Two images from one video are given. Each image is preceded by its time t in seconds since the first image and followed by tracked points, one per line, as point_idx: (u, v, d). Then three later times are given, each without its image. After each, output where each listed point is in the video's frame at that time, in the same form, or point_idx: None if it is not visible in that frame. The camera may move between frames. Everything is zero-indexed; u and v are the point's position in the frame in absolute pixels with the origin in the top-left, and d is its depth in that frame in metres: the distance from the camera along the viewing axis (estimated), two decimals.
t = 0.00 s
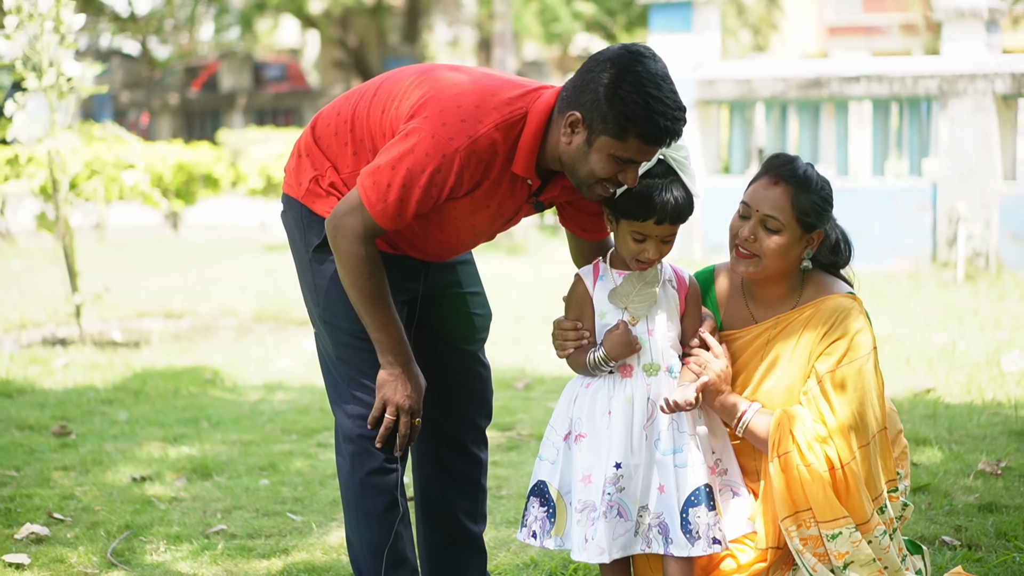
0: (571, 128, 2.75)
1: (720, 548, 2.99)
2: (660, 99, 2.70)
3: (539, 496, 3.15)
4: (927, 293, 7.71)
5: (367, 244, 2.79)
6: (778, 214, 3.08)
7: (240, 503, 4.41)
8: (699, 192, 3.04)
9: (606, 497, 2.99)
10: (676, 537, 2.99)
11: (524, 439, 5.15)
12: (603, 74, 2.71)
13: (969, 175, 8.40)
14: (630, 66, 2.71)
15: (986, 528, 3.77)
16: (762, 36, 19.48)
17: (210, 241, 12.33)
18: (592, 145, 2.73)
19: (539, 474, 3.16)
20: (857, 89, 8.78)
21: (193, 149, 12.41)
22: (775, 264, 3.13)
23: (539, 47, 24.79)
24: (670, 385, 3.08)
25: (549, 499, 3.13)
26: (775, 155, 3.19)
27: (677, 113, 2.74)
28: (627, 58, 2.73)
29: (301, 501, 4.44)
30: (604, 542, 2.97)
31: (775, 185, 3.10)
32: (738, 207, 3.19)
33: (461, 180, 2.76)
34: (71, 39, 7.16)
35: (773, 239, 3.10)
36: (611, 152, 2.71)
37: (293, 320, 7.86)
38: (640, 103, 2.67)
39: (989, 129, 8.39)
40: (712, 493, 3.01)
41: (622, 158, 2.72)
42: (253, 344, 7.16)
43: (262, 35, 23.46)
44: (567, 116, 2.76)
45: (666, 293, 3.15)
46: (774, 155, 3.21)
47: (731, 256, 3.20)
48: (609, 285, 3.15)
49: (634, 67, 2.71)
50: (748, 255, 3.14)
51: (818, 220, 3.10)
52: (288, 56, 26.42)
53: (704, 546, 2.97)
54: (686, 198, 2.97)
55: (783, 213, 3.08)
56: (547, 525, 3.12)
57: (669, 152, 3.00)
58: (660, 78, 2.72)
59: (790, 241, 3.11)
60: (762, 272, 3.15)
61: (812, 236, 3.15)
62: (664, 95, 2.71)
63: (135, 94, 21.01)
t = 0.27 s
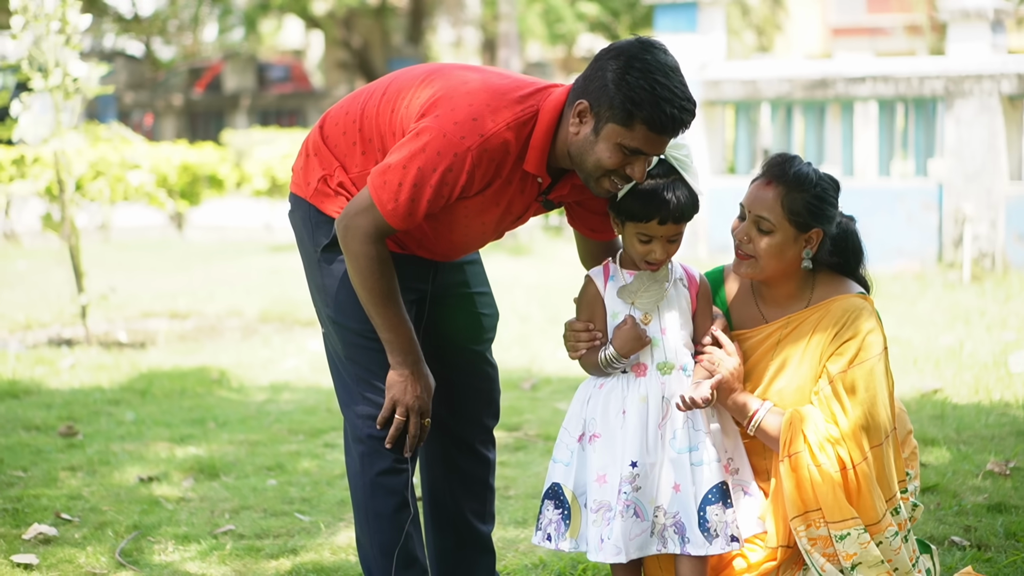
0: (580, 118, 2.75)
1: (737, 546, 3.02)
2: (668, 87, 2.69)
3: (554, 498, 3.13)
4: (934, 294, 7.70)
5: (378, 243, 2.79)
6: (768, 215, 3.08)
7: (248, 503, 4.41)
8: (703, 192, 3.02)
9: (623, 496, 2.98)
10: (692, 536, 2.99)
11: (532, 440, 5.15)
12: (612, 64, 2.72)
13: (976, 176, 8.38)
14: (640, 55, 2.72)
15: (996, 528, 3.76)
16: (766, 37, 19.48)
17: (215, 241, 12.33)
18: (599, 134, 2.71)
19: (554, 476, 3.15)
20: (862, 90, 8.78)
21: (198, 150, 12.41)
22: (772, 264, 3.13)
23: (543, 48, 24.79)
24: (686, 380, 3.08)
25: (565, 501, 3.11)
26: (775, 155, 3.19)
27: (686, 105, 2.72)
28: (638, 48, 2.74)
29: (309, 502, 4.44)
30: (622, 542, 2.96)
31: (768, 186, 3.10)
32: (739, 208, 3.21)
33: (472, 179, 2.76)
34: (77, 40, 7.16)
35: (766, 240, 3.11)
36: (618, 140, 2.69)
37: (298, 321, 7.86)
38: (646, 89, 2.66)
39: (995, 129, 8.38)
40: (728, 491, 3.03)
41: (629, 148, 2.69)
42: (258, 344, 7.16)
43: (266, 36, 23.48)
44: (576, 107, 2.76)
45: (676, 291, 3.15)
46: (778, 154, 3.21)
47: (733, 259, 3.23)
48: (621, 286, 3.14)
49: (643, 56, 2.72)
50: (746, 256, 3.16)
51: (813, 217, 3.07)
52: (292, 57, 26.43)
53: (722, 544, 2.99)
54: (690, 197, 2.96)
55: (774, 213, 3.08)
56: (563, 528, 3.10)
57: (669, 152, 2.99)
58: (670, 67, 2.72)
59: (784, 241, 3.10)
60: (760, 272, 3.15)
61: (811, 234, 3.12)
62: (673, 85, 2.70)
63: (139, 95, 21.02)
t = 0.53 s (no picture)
0: (590, 112, 2.75)
1: (746, 547, 3.00)
2: (678, 80, 2.68)
3: (562, 496, 3.14)
4: (939, 293, 7.69)
5: (390, 243, 2.79)
6: (780, 214, 3.08)
7: (257, 503, 4.41)
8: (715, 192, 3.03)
9: (633, 496, 2.98)
10: (702, 537, 2.98)
11: (539, 440, 5.15)
12: (623, 57, 2.72)
13: (981, 175, 8.36)
14: (650, 49, 2.72)
15: (1005, 528, 3.76)
16: (769, 37, 19.50)
17: (218, 241, 12.33)
18: (609, 128, 2.71)
19: (562, 475, 3.15)
20: (868, 89, 8.76)
21: (201, 150, 12.41)
22: (785, 265, 3.13)
23: (546, 48, 24.80)
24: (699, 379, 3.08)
25: (573, 499, 3.12)
26: (788, 155, 3.19)
27: (696, 99, 2.71)
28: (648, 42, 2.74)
29: (317, 502, 4.44)
30: (631, 542, 2.96)
31: (781, 186, 3.10)
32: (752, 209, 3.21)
33: (485, 178, 2.76)
34: (83, 40, 7.17)
35: (779, 240, 3.11)
36: (628, 134, 2.68)
37: (304, 321, 7.86)
38: (656, 82, 2.66)
39: (1000, 129, 8.38)
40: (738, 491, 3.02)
41: (638, 142, 2.69)
42: (264, 344, 7.16)
43: (268, 36, 23.49)
44: (586, 101, 2.77)
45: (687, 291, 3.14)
46: (790, 154, 3.20)
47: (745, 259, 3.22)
48: (632, 285, 3.14)
49: (654, 49, 2.72)
50: (758, 258, 3.16)
51: (825, 217, 3.08)
52: (294, 57, 26.41)
53: (731, 545, 2.97)
54: (703, 199, 2.97)
55: (786, 214, 3.08)
56: (570, 526, 3.11)
57: (681, 152, 2.97)
58: (680, 61, 2.72)
59: (797, 241, 3.10)
60: (772, 273, 3.15)
61: (823, 234, 3.12)
62: (683, 79, 2.69)
63: (142, 95, 21.03)
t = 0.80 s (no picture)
0: (596, 108, 2.76)
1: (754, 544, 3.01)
2: (683, 76, 2.69)
3: (570, 497, 3.15)
4: (939, 291, 7.71)
5: (397, 243, 2.79)
6: (783, 212, 3.09)
7: (261, 501, 4.42)
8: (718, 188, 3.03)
9: (642, 494, 2.98)
10: (710, 534, 3.00)
11: (542, 437, 5.16)
12: (627, 54, 2.74)
13: (981, 174, 8.36)
14: (655, 44, 2.73)
15: (1009, 527, 3.77)
16: (767, 35, 19.52)
17: (218, 239, 12.33)
18: (614, 123, 2.71)
19: (570, 475, 3.16)
20: (868, 88, 8.73)
21: (201, 147, 12.41)
22: (789, 263, 3.14)
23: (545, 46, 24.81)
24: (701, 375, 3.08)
25: (581, 499, 3.13)
26: (787, 153, 3.20)
27: (701, 95, 2.72)
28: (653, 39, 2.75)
29: (321, 500, 4.44)
30: (641, 540, 2.96)
31: (783, 185, 3.10)
32: (754, 208, 3.21)
33: (492, 175, 2.76)
34: (84, 38, 7.16)
35: (783, 238, 3.11)
36: (633, 129, 2.69)
37: (305, 319, 7.86)
38: (661, 77, 2.67)
39: (1001, 128, 8.38)
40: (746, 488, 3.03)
41: (643, 137, 2.69)
42: (266, 342, 7.16)
43: (266, 34, 23.48)
44: (591, 99, 2.78)
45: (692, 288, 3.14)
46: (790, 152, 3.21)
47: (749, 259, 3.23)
48: (637, 284, 3.15)
49: (659, 45, 2.73)
50: (762, 258, 3.16)
51: (827, 213, 3.08)
52: (292, 54, 26.38)
53: (738, 541, 2.98)
54: (706, 194, 2.97)
55: (791, 212, 3.08)
56: (579, 526, 3.12)
57: (682, 149, 2.98)
58: (684, 57, 2.73)
59: (801, 239, 3.11)
60: (777, 272, 3.15)
61: (826, 231, 3.13)
62: (688, 75, 2.70)
63: (141, 93, 21.01)
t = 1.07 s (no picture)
0: (605, 130, 2.73)
1: (765, 538, 3.04)
2: (697, 104, 2.68)
3: (579, 496, 3.16)
4: (937, 288, 7.71)
5: (395, 239, 2.79)
6: (791, 202, 3.10)
7: (261, 499, 4.41)
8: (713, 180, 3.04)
9: (657, 491, 2.98)
10: (721, 529, 3.02)
11: (541, 435, 5.16)
12: (638, 80, 2.68)
13: (979, 171, 8.37)
14: (669, 65, 2.69)
15: (1009, 523, 3.78)
16: (764, 33, 19.50)
17: (215, 237, 12.31)
18: (627, 148, 2.71)
19: (578, 475, 3.16)
20: (865, 85, 8.78)
21: (198, 145, 12.39)
22: (797, 253, 3.14)
23: (542, 43, 24.80)
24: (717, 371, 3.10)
25: (591, 498, 3.13)
26: (777, 147, 3.22)
27: (712, 116, 2.72)
28: (661, 60, 2.70)
29: (321, 497, 4.44)
30: (655, 537, 2.96)
31: (783, 175, 3.12)
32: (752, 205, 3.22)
33: (491, 175, 2.76)
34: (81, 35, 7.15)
35: (790, 228, 3.12)
36: (647, 155, 2.71)
37: (303, 316, 7.85)
38: (678, 109, 2.65)
39: (998, 124, 8.38)
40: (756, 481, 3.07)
41: (656, 161, 2.72)
42: (264, 339, 7.15)
43: (262, 32, 23.45)
44: (600, 118, 2.74)
45: (699, 283, 3.15)
46: (779, 145, 3.24)
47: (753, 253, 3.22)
48: (644, 281, 3.12)
49: (673, 65, 2.69)
50: (769, 252, 3.17)
51: (831, 200, 3.11)
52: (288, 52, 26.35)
53: (750, 536, 3.02)
54: (703, 188, 2.97)
55: (795, 202, 3.09)
56: (589, 525, 3.13)
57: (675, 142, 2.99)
58: (696, 79, 2.70)
59: (807, 228, 3.12)
60: (785, 264, 3.16)
61: (829, 219, 3.16)
62: (700, 99, 2.69)
63: (137, 90, 20.97)
